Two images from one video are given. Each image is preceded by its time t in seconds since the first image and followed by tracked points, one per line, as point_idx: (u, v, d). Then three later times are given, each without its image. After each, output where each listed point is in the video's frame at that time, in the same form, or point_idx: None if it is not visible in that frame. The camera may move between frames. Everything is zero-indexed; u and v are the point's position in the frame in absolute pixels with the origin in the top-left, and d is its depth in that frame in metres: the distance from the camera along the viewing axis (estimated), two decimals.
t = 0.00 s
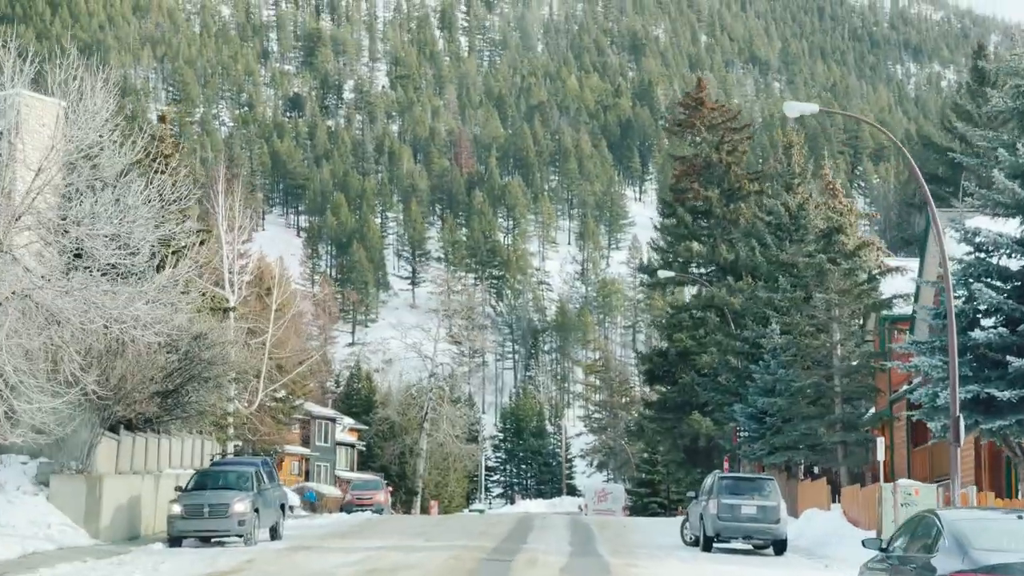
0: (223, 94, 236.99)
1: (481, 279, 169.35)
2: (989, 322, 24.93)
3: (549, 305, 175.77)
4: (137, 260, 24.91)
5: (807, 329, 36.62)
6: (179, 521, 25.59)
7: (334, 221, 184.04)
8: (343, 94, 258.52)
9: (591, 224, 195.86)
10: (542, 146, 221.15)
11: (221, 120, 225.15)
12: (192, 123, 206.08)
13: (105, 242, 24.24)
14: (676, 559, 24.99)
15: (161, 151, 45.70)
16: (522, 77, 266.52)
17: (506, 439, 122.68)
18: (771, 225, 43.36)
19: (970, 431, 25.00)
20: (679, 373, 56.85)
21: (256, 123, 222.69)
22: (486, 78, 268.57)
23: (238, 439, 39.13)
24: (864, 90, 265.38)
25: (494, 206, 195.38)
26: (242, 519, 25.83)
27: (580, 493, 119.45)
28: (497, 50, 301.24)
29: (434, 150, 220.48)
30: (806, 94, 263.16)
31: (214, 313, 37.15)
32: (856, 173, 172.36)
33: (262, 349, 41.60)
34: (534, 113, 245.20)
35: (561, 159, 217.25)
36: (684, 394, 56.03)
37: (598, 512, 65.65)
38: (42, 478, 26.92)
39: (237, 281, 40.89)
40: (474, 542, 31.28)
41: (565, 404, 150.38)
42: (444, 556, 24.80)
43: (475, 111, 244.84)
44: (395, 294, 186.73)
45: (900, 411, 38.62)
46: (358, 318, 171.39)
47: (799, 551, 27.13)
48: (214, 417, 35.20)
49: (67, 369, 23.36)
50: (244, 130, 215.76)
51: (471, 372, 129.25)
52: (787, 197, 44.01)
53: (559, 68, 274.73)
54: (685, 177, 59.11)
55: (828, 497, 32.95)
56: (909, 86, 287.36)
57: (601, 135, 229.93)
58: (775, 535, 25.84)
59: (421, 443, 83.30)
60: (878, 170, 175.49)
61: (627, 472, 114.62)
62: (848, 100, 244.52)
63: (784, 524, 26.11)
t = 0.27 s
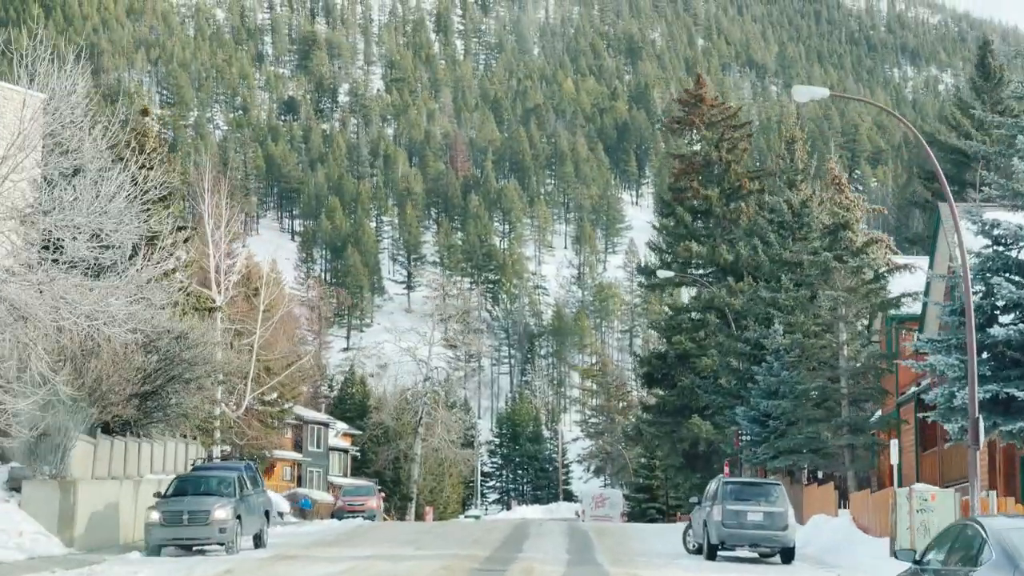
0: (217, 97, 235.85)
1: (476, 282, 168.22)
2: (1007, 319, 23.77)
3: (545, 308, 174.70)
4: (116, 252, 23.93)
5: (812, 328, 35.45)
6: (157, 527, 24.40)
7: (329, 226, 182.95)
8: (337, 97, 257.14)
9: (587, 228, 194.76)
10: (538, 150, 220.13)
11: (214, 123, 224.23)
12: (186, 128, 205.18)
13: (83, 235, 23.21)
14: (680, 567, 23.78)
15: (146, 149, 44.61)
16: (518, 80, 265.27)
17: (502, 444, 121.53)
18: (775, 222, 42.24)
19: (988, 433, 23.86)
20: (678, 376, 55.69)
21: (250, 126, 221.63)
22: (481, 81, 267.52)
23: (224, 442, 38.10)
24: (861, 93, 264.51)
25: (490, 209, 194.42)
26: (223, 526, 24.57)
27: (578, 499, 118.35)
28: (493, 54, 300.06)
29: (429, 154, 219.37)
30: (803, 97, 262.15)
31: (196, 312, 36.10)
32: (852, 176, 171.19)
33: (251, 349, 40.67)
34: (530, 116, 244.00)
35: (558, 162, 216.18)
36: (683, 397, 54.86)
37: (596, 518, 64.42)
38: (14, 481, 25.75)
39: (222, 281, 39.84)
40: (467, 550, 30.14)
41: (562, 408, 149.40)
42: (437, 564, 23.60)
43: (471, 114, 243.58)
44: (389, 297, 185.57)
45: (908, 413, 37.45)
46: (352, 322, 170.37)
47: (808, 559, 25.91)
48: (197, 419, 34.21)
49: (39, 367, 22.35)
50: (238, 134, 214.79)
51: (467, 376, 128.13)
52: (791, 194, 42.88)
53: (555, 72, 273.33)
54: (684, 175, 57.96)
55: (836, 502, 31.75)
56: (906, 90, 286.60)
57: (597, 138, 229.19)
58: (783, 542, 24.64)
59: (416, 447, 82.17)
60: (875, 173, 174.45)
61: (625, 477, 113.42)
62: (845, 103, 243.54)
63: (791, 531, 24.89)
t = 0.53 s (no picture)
0: (213, 100, 234.73)
1: (473, 286, 167.04)
2: None
3: (543, 311, 173.51)
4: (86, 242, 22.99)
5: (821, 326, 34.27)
6: (134, 536, 23.12)
7: (325, 229, 181.78)
8: (334, 100, 255.88)
9: (585, 231, 193.56)
10: (537, 153, 219.07)
11: (210, 126, 223.10)
12: (181, 130, 204.16)
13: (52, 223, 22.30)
14: None
15: (131, 146, 43.55)
16: (516, 83, 264.04)
17: (499, 449, 120.36)
18: (779, 220, 41.05)
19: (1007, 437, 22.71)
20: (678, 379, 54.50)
21: (246, 129, 220.39)
22: (479, 84, 266.35)
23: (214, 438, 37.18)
24: (861, 97, 263.40)
25: (487, 213, 193.34)
26: (203, 532, 23.30)
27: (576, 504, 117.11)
28: (490, 56, 298.89)
29: (426, 157, 218.17)
30: (802, 101, 261.00)
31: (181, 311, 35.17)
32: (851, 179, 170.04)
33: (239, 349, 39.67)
34: (528, 119, 242.87)
35: (556, 166, 215.10)
36: (684, 400, 53.69)
37: (594, 524, 63.12)
38: None
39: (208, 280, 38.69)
40: (461, 557, 28.88)
41: (559, 412, 148.21)
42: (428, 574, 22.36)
43: (468, 117, 242.38)
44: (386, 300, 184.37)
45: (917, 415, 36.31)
46: (348, 326, 169.21)
47: (817, 567, 24.71)
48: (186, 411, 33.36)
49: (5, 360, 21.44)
50: (235, 136, 213.62)
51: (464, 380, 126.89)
52: (796, 192, 41.69)
53: (553, 75, 272.01)
54: (685, 173, 56.79)
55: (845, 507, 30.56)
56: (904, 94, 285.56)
57: (595, 141, 228.17)
58: (793, 551, 23.40)
59: (411, 452, 80.96)
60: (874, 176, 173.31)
61: (623, 482, 112.18)
62: (844, 107, 242.39)
63: (802, 538, 23.69)
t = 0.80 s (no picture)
0: (214, 106, 233.84)
1: (475, 293, 165.80)
2: None
3: (544, 319, 172.29)
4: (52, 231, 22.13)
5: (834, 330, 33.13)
6: (113, 546, 21.98)
7: (326, 236, 180.81)
8: (335, 108, 254.65)
9: (587, 238, 192.32)
10: (538, 160, 218.24)
11: (210, 133, 221.96)
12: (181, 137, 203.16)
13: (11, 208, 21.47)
14: None
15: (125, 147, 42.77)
16: (517, 90, 263.03)
17: (500, 457, 119.19)
18: (788, 223, 40.01)
19: None
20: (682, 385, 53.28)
21: (247, 136, 219.24)
22: (480, 91, 265.16)
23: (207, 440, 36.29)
24: (864, 106, 262.19)
25: (488, 220, 192.23)
26: (186, 543, 22.12)
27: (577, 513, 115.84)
28: (493, 64, 297.67)
29: (428, 164, 216.93)
30: (805, 109, 259.75)
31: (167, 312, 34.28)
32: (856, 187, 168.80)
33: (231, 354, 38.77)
34: (530, 126, 241.90)
35: (557, 173, 214.17)
36: (687, 407, 52.55)
37: (596, 533, 61.81)
38: None
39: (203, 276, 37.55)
40: (457, 570, 27.74)
41: (561, 421, 146.95)
42: None
43: (470, 123, 241.23)
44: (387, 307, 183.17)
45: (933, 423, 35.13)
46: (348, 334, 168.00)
47: None
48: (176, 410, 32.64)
49: None
50: (235, 143, 212.52)
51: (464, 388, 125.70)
52: (804, 194, 40.67)
53: (555, 83, 270.67)
54: (690, 178, 55.99)
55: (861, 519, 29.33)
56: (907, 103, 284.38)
57: (597, 148, 227.10)
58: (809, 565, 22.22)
59: (410, 459, 79.77)
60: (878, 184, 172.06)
61: (625, 491, 110.94)
62: (848, 117, 241.17)
63: (816, 552, 22.61)
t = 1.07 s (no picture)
0: (210, 110, 232.80)
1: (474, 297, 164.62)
2: None
3: (543, 323, 171.21)
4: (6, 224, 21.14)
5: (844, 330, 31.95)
6: (87, 557, 20.75)
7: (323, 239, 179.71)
8: (333, 111, 253.56)
9: (586, 241, 191.22)
10: (536, 162, 217.23)
11: (207, 136, 220.94)
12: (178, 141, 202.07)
13: None
14: None
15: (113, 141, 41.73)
16: (516, 93, 262.06)
17: (499, 461, 118.04)
18: (794, 220, 38.68)
19: None
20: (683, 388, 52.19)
21: (244, 139, 218.19)
22: (478, 94, 264.26)
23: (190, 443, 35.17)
24: (863, 108, 261.36)
25: (487, 223, 191.28)
26: (163, 553, 20.84)
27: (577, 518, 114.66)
28: (491, 66, 296.40)
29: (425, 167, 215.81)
30: (805, 111, 258.80)
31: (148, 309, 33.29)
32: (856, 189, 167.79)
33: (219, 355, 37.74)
34: (528, 129, 240.85)
35: (557, 176, 213.06)
36: (690, 410, 51.47)
37: (597, 539, 60.61)
38: None
39: (189, 275, 36.33)
40: None
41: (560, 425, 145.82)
42: None
43: (468, 126, 240.10)
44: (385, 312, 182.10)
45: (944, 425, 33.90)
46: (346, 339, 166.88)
47: None
48: (154, 410, 31.54)
49: None
50: (232, 147, 211.49)
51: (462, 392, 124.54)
52: (811, 189, 39.35)
53: (553, 86, 269.60)
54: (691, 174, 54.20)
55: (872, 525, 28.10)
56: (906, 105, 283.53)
57: (596, 150, 226.32)
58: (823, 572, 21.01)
59: (407, 464, 78.60)
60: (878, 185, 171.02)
61: (625, 496, 109.80)
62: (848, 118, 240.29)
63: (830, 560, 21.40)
